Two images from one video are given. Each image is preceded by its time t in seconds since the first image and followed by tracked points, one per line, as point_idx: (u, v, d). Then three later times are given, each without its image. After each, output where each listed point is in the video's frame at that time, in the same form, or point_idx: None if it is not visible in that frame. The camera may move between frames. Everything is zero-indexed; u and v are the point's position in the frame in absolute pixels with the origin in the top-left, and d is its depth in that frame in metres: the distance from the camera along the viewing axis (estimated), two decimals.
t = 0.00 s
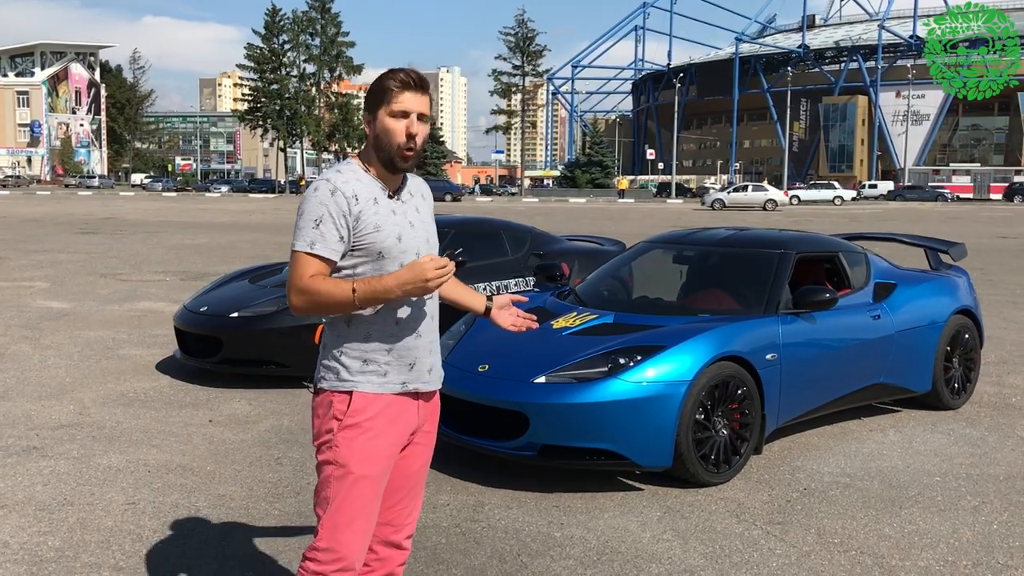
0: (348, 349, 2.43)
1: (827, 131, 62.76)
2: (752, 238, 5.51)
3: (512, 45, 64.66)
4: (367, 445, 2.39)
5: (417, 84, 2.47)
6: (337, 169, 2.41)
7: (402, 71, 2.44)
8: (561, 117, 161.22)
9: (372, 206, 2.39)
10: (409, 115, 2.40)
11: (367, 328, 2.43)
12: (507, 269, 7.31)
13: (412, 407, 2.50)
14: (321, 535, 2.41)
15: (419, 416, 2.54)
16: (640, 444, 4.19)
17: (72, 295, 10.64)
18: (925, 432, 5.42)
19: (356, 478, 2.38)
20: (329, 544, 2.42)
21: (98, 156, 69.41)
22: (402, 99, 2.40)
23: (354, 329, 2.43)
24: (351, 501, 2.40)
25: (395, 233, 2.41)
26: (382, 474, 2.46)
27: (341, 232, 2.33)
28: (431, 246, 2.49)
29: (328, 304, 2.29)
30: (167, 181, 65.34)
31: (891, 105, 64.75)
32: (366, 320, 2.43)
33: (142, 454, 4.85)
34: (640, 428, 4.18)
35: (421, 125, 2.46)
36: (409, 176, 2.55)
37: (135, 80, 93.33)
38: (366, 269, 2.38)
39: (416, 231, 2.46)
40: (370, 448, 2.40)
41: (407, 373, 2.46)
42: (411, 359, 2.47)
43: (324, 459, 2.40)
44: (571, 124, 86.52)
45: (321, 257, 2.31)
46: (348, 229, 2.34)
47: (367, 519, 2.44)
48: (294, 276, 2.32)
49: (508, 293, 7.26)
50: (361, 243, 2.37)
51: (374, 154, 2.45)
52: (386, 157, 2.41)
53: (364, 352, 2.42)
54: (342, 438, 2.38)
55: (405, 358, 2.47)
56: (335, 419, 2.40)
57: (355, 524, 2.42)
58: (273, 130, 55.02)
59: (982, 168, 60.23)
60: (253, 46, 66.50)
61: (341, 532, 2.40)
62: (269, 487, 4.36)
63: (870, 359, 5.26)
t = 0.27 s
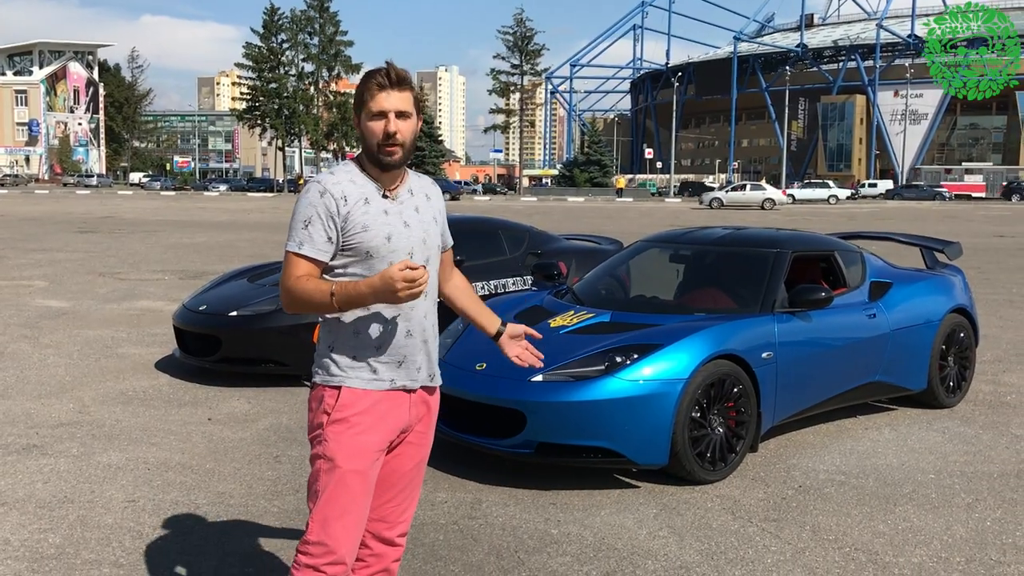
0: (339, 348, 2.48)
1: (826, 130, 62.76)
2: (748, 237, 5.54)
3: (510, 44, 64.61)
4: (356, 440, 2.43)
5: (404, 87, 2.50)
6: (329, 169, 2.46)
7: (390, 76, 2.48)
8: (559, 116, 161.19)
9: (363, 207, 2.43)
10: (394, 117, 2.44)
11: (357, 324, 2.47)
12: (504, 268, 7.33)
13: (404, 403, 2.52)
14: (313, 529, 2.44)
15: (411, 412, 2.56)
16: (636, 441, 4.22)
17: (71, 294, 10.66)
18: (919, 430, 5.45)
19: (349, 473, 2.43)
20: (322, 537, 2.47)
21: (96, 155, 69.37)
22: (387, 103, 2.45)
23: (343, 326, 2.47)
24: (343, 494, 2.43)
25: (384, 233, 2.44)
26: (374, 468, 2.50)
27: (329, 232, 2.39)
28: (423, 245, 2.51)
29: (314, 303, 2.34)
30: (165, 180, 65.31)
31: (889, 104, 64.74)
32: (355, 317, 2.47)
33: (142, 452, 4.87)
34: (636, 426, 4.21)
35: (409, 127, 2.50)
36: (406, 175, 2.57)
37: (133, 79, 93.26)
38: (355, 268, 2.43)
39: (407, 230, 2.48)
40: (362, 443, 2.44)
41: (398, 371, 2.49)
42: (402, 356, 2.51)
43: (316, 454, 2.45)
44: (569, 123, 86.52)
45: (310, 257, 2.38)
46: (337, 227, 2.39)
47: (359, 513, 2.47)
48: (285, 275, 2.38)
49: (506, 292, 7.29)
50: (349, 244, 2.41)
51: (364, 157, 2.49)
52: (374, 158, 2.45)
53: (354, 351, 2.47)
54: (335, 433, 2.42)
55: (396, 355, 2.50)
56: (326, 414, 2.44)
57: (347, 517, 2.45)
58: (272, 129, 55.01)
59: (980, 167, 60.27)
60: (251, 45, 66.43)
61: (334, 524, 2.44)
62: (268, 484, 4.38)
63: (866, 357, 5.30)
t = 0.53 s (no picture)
0: (330, 349, 2.50)
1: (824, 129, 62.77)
2: (746, 236, 5.55)
3: (509, 43, 64.59)
4: (348, 438, 2.45)
5: (409, 92, 2.53)
6: (329, 168, 2.49)
7: (394, 80, 2.50)
8: (558, 115, 161.13)
9: (359, 206, 2.44)
10: (397, 118, 2.47)
11: (349, 322, 2.49)
12: (503, 267, 7.35)
13: (396, 402, 2.54)
14: (307, 525, 2.47)
15: (404, 412, 2.57)
16: (634, 441, 4.24)
17: (69, 292, 10.65)
18: (916, 428, 5.47)
19: (342, 471, 2.45)
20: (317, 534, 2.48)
21: (94, 154, 69.32)
22: (390, 107, 2.48)
23: (336, 324, 2.50)
24: (336, 492, 2.45)
25: (379, 232, 2.46)
26: (368, 465, 2.52)
27: (323, 229, 2.41)
28: (418, 246, 2.53)
29: (303, 299, 2.36)
30: (163, 179, 65.21)
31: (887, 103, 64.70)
32: (347, 317, 2.49)
33: (139, 450, 4.88)
34: (634, 425, 4.22)
35: (411, 132, 2.52)
36: (409, 178, 2.59)
37: (131, 78, 93.02)
38: (350, 266, 2.45)
39: (403, 232, 2.50)
40: (354, 441, 2.45)
41: (392, 369, 2.52)
42: (394, 358, 2.52)
43: (311, 450, 2.47)
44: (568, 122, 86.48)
45: (305, 254, 2.40)
46: (332, 225, 2.41)
47: (353, 510, 2.49)
48: (281, 271, 2.41)
49: (504, 290, 7.30)
50: (344, 240, 2.43)
51: (365, 157, 2.52)
52: (374, 160, 2.47)
53: (346, 350, 2.48)
54: (329, 429, 2.45)
55: (388, 353, 2.52)
56: (319, 409, 2.47)
57: (342, 514, 2.47)
58: (270, 128, 54.94)
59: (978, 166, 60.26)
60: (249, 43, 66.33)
61: (328, 521, 2.46)
62: (266, 483, 4.40)
63: (862, 356, 5.31)
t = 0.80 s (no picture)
0: (321, 342, 2.51)
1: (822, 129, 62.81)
2: (744, 235, 5.57)
3: (507, 43, 64.60)
4: (337, 432, 2.47)
5: (425, 93, 2.55)
6: (336, 161, 2.51)
7: (413, 79, 2.53)
8: (557, 114, 161.27)
9: (363, 200, 2.47)
10: (410, 118, 2.50)
11: (340, 316, 2.51)
12: (501, 266, 7.36)
13: (388, 398, 2.55)
14: (295, 520, 2.49)
15: (395, 408, 2.58)
16: (630, 439, 4.25)
17: (67, 292, 10.65)
18: (912, 427, 5.49)
19: (331, 466, 2.47)
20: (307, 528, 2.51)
21: (91, 153, 69.25)
22: (405, 107, 2.51)
23: (328, 318, 2.52)
24: (325, 487, 2.48)
25: (379, 226, 2.48)
26: (358, 461, 2.54)
27: (323, 219, 2.43)
28: (418, 246, 2.54)
29: (297, 285, 2.39)
30: (161, 178, 65.17)
31: (885, 103, 64.67)
32: (339, 311, 2.51)
33: (137, 450, 4.88)
34: (630, 425, 4.23)
35: (424, 132, 2.55)
36: (419, 177, 2.62)
37: (129, 77, 92.91)
38: (348, 260, 2.46)
39: (405, 229, 2.51)
40: (344, 436, 2.47)
41: (385, 366, 2.54)
42: (386, 353, 2.53)
43: (301, 445, 2.50)
44: (566, 121, 86.48)
45: (303, 242, 2.42)
46: (333, 217, 2.43)
47: (343, 505, 2.51)
48: (278, 256, 2.44)
49: (501, 290, 7.31)
50: (343, 232, 2.44)
51: (375, 154, 2.54)
52: (385, 158, 2.49)
53: (337, 342, 2.50)
54: (318, 425, 2.47)
55: (380, 348, 2.53)
56: (308, 404, 2.49)
57: (331, 509, 2.49)
58: (268, 127, 54.91)
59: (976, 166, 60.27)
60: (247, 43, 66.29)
61: (317, 514, 2.48)
62: (264, 482, 4.40)
63: (859, 355, 5.32)
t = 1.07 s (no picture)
0: (316, 342, 2.51)
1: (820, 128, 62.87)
2: (742, 235, 5.57)
3: (505, 42, 64.65)
4: (329, 430, 2.47)
5: (431, 95, 2.56)
6: (342, 156, 2.52)
7: (421, 82, 2.54)
8: (555, 113, 161.29)
9: (365, 199, 2.46)
10: (418, 121, 2.51)
11: (337, 312, 2.51)
12: (499, 266, 7.36)
13: (379, 399, 2.55)
14: (284, 516, 2.50)
15: (387, 408, 2.58)
16: (627, 440, 4.25)
17: (65, 292, 10.64)
18: (911, 427, 5.49)
19: (323, 468, 2.47)
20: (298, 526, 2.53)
21: (89, 153, 69.17)
22: (411, 109, 2.51)
23: (325, 314, 2.51)
24: (316, 482, 2.48)
25: (381, 227, 2.48)
26: (349, 459, 2.54)
27: (328, 215, 2.42)
28: (418, 248, 2.55)
29: (295, 276, 2.36)
30: (159, 178, 65.11)
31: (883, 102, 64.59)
32: (337, 307, 2.51)
33: (135, 450, 4.88)
34: (628, 425, 4.23)
35: (430, 134, 2.55)
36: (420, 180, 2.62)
37: (127, 77, 92.90)
38: (348, 257, 2.46)
39: (405, 232, 2.52)
40: (336, 434, 2.48)
41: (381, 365, 2.54)
42: (382, 354, 2.52)
43: (292, 440, 2.49)
44: (564, 121, 86.47)
45: (307, 233, 2.40)
46: (338, 213, 2.42)
47: (334, 504, 2.52)
48: (280, 241, 2.41)
49: (499, 289, 7.30)
50: (346, 230, 2.44)
51: (381, 153, 2.54)
52: (392, 160, 2.50)
53: (331, 343, 2.49)
54: (311, 421, 2.47)
55: (375, 349, 2.53)
56: (300, 401, 2.49)
57: (320, 505, 2.50)
58: (266, 127, 54.87)
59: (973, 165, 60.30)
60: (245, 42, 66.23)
61: (308, 512, 2.49)
62: (262, 482, 4.39)
63: (857, 355, 5.33)
